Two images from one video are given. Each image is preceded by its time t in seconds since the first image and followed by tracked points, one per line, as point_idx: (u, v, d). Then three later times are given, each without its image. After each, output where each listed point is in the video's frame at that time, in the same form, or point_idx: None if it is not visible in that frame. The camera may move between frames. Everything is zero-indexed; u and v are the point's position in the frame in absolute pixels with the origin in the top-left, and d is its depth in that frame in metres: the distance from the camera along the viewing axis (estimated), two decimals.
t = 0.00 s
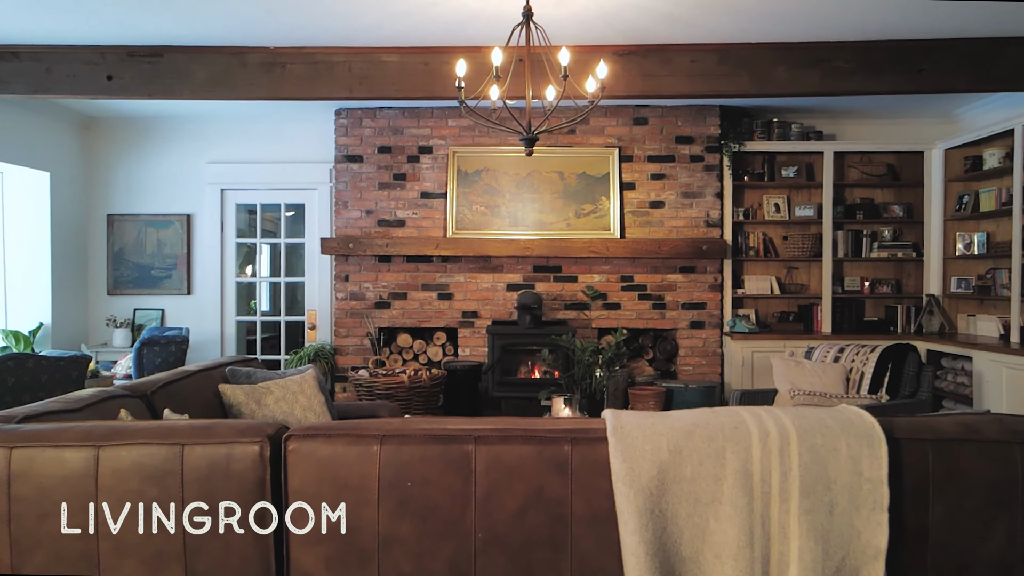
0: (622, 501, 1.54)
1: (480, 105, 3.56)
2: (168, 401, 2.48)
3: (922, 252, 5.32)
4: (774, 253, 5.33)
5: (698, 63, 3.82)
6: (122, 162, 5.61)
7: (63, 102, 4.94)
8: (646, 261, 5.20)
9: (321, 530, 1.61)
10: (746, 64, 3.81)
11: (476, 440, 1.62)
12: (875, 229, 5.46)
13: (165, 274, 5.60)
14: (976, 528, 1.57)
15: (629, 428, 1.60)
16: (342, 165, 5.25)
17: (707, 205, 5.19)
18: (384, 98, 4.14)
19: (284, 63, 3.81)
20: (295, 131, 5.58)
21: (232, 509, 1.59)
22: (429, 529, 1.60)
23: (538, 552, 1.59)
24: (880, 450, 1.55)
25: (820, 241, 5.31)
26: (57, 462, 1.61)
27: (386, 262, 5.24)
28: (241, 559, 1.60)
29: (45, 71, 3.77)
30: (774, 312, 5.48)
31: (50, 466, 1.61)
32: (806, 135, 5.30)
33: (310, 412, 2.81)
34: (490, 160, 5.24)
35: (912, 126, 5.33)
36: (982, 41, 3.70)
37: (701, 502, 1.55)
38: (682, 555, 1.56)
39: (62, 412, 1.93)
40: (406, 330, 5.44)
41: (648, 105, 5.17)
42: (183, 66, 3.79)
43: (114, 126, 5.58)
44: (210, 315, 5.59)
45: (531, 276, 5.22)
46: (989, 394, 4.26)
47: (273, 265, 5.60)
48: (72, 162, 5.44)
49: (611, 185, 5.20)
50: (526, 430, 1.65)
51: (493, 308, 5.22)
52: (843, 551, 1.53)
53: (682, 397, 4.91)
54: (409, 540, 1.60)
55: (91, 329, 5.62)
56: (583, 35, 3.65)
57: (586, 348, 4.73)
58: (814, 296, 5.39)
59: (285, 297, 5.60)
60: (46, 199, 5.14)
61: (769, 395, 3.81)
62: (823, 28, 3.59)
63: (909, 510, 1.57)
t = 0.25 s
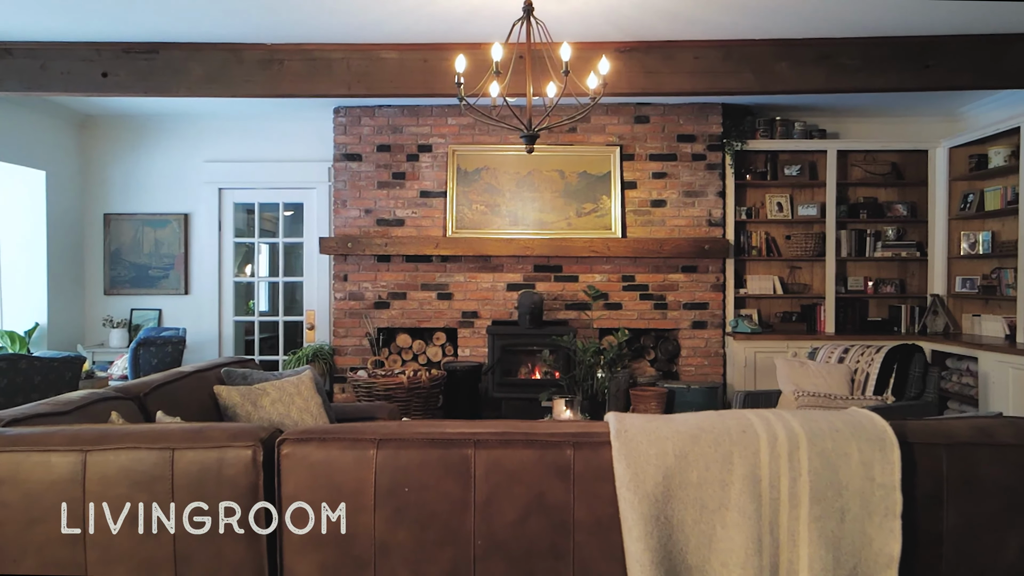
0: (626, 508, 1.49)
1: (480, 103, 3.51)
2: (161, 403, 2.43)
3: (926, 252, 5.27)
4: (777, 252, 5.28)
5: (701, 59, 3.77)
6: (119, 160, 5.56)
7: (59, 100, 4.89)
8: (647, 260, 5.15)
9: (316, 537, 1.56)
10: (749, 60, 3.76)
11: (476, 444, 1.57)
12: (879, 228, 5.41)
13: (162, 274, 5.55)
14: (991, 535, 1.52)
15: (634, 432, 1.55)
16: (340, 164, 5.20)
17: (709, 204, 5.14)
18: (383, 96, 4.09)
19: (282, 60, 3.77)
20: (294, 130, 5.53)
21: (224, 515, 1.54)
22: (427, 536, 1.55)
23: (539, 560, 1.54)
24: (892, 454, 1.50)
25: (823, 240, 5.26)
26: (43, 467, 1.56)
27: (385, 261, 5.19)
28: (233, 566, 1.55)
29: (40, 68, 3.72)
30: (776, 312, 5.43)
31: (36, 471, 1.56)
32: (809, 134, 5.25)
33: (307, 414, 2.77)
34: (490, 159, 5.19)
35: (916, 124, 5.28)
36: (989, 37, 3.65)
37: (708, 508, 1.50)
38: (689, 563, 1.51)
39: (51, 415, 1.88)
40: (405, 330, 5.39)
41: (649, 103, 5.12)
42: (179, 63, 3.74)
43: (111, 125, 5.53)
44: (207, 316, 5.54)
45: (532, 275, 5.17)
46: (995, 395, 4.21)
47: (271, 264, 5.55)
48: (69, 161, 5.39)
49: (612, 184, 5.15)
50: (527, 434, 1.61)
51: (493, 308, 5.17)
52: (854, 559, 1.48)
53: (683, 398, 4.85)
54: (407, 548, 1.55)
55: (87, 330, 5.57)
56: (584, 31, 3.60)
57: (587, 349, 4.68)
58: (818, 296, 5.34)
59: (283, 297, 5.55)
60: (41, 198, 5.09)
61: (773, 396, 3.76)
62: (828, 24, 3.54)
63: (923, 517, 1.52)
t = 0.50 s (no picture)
0: (631, 514, 1.45)
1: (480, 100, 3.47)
2: (155, 406, 2.39)
3: (930, 251, 5.23)
4: (779, 252, 5.24)
5: (703, 57, 3.73)
6: (116, 159, 5.51)
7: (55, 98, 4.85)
8: (649, 260, 5.11)
9: (310, 543, 1.51)
10: (752, 58, 3.72)
11: (476, 449, 1.53)
12: (882, 228, 5.37)
13: (159, 274, 5.51)
14: (1006, 542, 1.48)
15: (638, 436, 1.51)
16: (339, 163, 5.16)
17: (711, 204, 5.10)
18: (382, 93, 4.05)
19: (279, 57, 3.72)
20: (292, 129, 5.49)
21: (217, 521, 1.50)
22: (425, 543, 1.51)
23: (541, 568, 1.50)
24: (904, 459, 1.46)
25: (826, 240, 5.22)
26: (30, 472, 1.52)
27: (384, 261, 5.15)
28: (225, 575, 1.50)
29: (34, 65, 3.68)
30: (779, 313, 5.38)
31: (23, 477, 1.52)
32: (812, 133, 5.21)
33: (304, 415, 2.72)
34: (490, 158, 5.15)
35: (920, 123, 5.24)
36: (994, 34, 3.61)
37: (715, 515, 1.46)
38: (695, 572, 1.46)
39: (41, 418, 1.84)
40: (405, 330, 5.35)
41: (650, 102, 5.08)
42: (175, 60, 3.70)
43: (108, 124, 5.49)
44: (205, 316, 5.50)
45: (532, 275, 5.13)
46: (1000, 396, 4.17)
47: (270, 264, 5.51)
48: (66, 160, 5.35)
49: (613, 183, 5.11)
50: (528, 438, 1.56)
51: (493, 308, 5.13)
52: (865, 567, 1.44)
53: (685, 399, 4.79)
54: (405, 555, 1.51)
55: (84, 330, 5.53)
56: (585, 28, 3.56)
57: (589, 349, 4.64)
58: (820, 296, 5.30)
59: (282, 297, 5.51)
60: (37, 197, 5.05)
61: (776, 396, 3.72)
62: (832, 21, 3.50)
63: (935, 524, 1.48)
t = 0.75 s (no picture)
0: (635, 523, 1.40)
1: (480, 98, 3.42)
2: (149, 409, 2.34)
3: (934, 251, 5.19)
4: (782, 252, 5.19)
5: (706, 54, 3.68)
6: (113, 158, 5.46)
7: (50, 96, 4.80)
8: (650, 260, 5.06)
9: (303, 553, 1.46)
10: (756, 55, 3.67)
11: (475, 455, 1.48)
12: (885, 227, 5.32)
13: (156, 274, 5.46)
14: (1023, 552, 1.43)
15: (643, 442, 1.46)
16: (337, 162, 5.12)
17: (713, 203, 5.05)
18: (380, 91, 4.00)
19: (276, 55, 3.67)
20: (290, 128, 5.44)
21: (207, 529, 1.45)
22: (423, 553, 1.46)
23: None
24: (918, 467, 1.41)
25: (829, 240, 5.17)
26: (15, 479, 1.47)
27: (383, 261, 5.10)
28: None
29: (28, 63, 3.63)
30: (781, 313, 5.33)
31: (8, 484, 1.47)
32: (815, 132, 5.16)
33: (301, 419, 2.68)
34: (490, 157, 5.10)
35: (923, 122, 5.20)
36: (1001, 31, 3.56)
37: (722, 524, 1.41)
38: None
39: (29, 422, 1.79)
40: (404, 331, 5.30)
41: (652, 100, 5.03)
42: (171, 58, 3.65)
43: (105, 123, 5.44)
44: (202, 317, 5.45)
45: (533, 275, 5.08)
46: (1006, 398, 4.12)
47: (268, 264, 5.46)
48: (62, 159, 5.30)
49: (614, 182, 5.06)
50: (529, 444, 1.52)
51: (493, 309, 5.08)
52: None
53: (687, 400, 4.74)
54: (401, 565, 1.46)
55: (80, 331, 5.48)
56: (587, 25, 3.51)
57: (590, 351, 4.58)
58: (823, 297, 5.25)
59: (280, 297, 5.46)
60: (32, 197, 5.00)
61: (780, 399, 3.68)
62: (836, 18, 3.45)
63: (950, 533, 1.43)
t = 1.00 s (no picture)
0: (639, 531, 1.36)
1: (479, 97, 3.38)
2: (143, 412, 2.30)
3: (937, 251, 5.14)
4: (784, 252, 5.15)
5: (708, 52, 3.64)
6: (110, 158, 5.42)
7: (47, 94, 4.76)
8: (652, 260, 5.01)
9: (298, 561, 1.42)
10: (758, 53, 3.63)
11: (475, 460, 1.44)
12: (888, 227, 5.28)
13: (154, 274, 5.42)
14: None
15: (647, 448, 1.42)
16: (336, 162, 5.07)
17: (715, 203, 5.01)
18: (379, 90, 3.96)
19: (274, 53, 3.64)
20: (289, 127, 5.40)
21: (198, 536, 1.41)
22: (420, 561, 1.42)
23: None
24: (931, 472, 1.37)
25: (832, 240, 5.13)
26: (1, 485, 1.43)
27: (383, 261, 5.06)
28: None
29: (23, 61, 3.59)
30: (783, 314, 5.29)
31: None
32: (817, 131, 5.12)
33: (298, 421, 2.64)
34: (491, 156, 5.06)
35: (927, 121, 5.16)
36: (1006, 28, 3.52)
37: (729, 532, 1.37)
38: None
39: (18, 426, 1.75)
40: (403, 332, 5.26)
41: (653, 99, 4.99)
42: (167, 56, 3.61)
43: (102, 122, 5.40)
44: (200, 317, 5.41)
45: (533, 276, 5.04)
46: (1011, 399, 4.08)
47: (266, 264, 5.42)
48: (59, 159, 5.26)
49: (615, 182, 5.02)
50: (530, 449, 1.48)
51: (493, 309, 5.04)
52: None
53: (689, 401, 4.69)
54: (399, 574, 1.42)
55: (77, 332, 5.44)
56: (588, 22, 3.47)
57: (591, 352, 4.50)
58: (826, 297, 5.21)
59: (279, 298, 5.42)
60: (29, 196, 4.96)
61: (783, 399, 3.62)
62: (840, 15, 3.41)
63: (963, 540, 1.39)
